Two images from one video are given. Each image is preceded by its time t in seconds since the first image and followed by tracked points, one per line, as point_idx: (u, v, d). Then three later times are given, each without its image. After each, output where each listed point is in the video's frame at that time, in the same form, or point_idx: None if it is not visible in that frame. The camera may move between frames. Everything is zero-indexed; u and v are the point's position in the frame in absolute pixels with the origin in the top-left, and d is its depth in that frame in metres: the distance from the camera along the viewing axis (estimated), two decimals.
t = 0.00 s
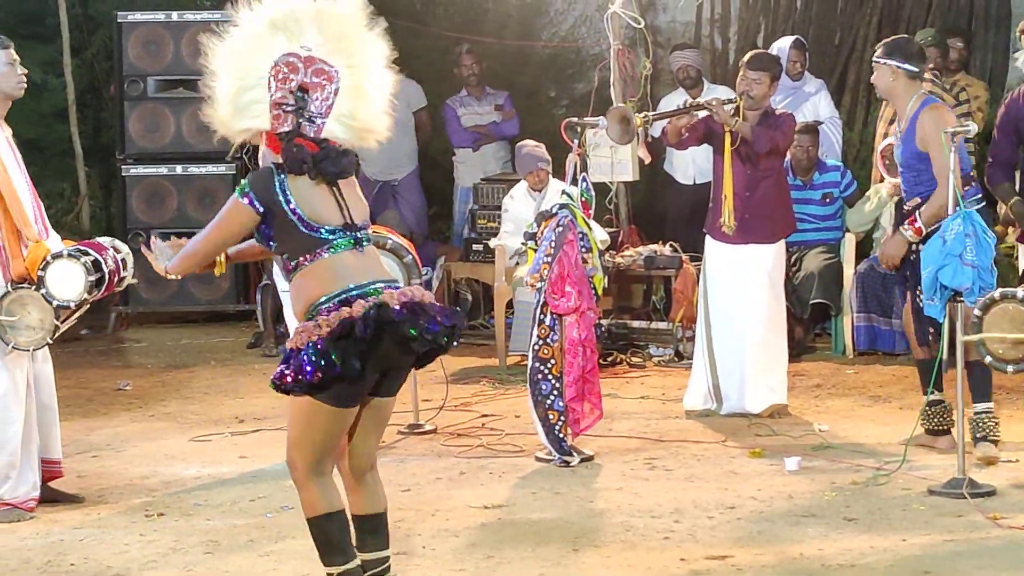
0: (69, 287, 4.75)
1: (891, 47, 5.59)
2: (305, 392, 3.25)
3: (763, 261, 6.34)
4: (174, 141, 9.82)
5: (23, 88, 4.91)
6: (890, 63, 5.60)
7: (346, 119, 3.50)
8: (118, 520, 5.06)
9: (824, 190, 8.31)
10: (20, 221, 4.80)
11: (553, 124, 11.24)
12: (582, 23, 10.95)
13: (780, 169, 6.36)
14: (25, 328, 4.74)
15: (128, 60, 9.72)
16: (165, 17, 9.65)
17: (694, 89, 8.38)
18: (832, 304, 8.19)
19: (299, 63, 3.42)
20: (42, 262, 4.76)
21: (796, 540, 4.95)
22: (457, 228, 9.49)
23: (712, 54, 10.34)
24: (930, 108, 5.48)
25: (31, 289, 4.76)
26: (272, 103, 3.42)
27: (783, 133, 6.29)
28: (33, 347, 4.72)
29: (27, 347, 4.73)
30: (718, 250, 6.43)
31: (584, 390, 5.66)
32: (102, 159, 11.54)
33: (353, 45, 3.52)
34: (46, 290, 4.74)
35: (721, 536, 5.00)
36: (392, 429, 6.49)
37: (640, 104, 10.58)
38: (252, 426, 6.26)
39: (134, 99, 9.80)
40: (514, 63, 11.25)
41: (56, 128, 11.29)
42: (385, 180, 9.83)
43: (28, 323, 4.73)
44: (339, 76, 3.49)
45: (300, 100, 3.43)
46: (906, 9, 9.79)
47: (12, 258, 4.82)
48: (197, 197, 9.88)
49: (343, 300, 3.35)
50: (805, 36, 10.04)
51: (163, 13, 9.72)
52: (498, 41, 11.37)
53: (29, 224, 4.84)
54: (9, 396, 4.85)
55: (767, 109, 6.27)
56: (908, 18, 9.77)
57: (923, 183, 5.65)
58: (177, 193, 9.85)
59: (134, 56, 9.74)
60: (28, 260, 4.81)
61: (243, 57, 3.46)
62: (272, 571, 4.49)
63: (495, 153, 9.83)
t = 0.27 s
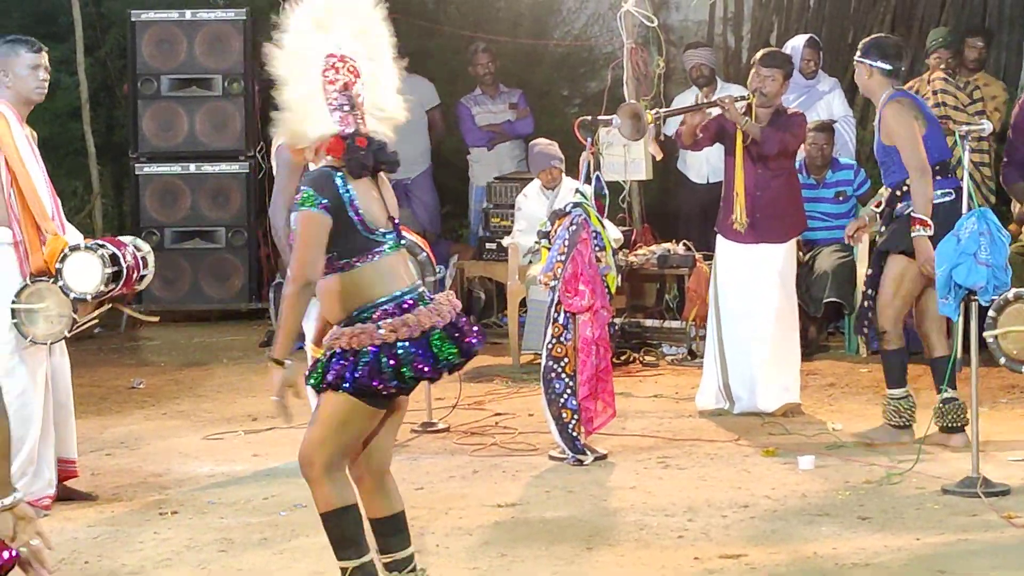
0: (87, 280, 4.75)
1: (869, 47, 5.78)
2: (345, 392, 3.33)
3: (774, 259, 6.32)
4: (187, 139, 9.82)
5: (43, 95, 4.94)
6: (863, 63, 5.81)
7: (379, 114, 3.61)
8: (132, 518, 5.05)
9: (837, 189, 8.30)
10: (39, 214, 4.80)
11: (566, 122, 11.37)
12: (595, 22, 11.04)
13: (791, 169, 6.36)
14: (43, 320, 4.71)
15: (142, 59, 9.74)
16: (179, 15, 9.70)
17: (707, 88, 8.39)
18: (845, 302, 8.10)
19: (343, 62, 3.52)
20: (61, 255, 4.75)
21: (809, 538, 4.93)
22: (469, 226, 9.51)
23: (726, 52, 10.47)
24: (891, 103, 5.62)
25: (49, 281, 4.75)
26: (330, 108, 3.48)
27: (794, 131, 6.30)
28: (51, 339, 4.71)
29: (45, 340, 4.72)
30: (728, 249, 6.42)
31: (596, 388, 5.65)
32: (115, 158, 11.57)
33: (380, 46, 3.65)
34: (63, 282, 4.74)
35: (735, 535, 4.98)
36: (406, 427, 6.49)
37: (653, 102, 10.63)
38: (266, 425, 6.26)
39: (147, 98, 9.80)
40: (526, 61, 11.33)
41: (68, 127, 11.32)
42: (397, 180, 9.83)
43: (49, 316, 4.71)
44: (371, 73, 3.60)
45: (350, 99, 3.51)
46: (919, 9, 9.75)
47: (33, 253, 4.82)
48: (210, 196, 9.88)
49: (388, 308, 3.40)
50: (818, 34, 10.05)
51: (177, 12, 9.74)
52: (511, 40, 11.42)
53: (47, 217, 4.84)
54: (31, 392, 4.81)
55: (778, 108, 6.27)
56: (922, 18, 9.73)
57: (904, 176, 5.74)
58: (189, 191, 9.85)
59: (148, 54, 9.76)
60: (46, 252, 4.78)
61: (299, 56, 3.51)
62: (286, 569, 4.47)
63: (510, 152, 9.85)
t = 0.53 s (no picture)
0: (97, 271, 4.74)
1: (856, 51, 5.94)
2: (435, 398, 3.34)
3: (792, 256, 6.32)
4: (204, 135, 9.81)
5: (65, 90, 4.89)
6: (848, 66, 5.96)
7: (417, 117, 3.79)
8: (148, 513, 5.03)
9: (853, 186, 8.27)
10: (55, 205, 4.81)
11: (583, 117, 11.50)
12: (611, 18, 11.11)
13: (806, 165, 6.35)
14: (56, 311, 4.73)
15: (159, 54, 9.74)
16: (195, 10, 9.70)
17: (724, 83, 8.40)
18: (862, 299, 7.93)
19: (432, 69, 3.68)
20: (75, 245, 4.77)
21: (827, 534, 4.91)
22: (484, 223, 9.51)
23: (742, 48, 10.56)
24: (868, 106, 5.78)
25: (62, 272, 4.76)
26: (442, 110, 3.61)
27: (807, 126, 6.29)
28: (64, 331, 4.74)
29: (59, 331, 4.74)
30: (745, 245, 6.41)
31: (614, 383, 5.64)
32: (132, 155, 11.61)
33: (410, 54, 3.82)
34: (76, 273, 4.74)
35: (753, 531, 4.95)
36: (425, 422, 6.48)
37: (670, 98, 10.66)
38: (283, 420, 6.25)
39: (164, 94, 9.80)
40: (542, 55, 11.51)
41: (85, 123, 11.34)
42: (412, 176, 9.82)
43: (61, 307, 4.73)
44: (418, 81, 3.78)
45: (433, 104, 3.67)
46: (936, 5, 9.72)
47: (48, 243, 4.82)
48: (227, 191, 9.87)
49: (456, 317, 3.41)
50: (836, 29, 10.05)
51: (194, 7, 9.75)
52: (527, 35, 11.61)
53: (65, 209, 4.84)
54: (48, 384, 4.82)
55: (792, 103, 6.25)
56: (939, 14, 9.70)
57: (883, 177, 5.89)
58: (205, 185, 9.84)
59: (164, 49, 9.76)
60: (62, 242, 4.81)
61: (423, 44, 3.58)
62: (303, 563, 4.44)
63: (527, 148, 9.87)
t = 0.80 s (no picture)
0: (104, 265, 4.79)
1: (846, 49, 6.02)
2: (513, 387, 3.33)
3: (802, 254, 6.32)
4: (214, 132, 9.80)
5: (78, 91, 4.87)
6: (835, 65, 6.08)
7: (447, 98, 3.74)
8: (160, 510, 5.02)
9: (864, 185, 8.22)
10: (64, 202, 4.82)
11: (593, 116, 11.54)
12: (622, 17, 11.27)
13: (817, 166, 6.33)
14: (64, 308, 4.78)
15: (170, 51, 9.75)
16: (207, 8, 9.70)
17: (735, 81, 8.40)
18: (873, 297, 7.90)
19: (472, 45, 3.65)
20: (82, 241, 4.80)
21: (838, 532, 4.90)
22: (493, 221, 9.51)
23: (753, 47, 10.50)
24: (850, 100, 5.94)
25: (71, 268, 4.81)
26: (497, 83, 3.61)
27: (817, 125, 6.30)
28: (72, 326, 4.78)
29: (67, 327, 4.79)
30: (755, 243, 6.42)
31: (624, 382, 5.64)
32: (142, 152, 11.63)
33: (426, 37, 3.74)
34: (83, 268, 4.79)
35: (765, 529, 4.94)
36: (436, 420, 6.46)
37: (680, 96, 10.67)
38: (294, 418, 6.24)
39: (176, 91, 9.81)
40: (552, 54, 11.54)
41: (95, 120, 11.35)
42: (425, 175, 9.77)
43: (68, 303, 4.79)
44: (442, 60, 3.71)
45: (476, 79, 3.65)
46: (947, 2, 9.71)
47: (59, 240, 4.84)
48: (237, 189, 9.86)
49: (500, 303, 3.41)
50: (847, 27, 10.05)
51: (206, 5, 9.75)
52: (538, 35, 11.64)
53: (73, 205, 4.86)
54: (60, 379, 4.83)
55: (801, 102, 6.27)
56: (949, 13, 9.70)
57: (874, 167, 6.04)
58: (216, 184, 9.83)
59: (176, 48, 9.78)
60: (70, 238, 4.83)
61: (468, 28, 3.52)
62: (315, 560, 4.42)
63: (536, 146, 9.91)
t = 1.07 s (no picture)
0: (99, 272, 4.75)
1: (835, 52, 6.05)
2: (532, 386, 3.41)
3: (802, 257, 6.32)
4: (216, 135, 9.80)
5: (74, 93, 4.88)
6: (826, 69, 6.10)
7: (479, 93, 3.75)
8: (161, 513, 5.02)
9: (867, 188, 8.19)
10: (61, 208, 4.80)
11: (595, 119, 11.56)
12: (626, 18, 11.24)
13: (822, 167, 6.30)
14: (65, 314, 4.75)
15: (172, 54, 9.74)
16: (209, 10, 9.69)
17: (738, 83, 8.41)
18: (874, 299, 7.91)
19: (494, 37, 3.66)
20: (79, 248, 4.78)
21: (839, 535, 4.90)
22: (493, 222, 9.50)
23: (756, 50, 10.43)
24: (841, 100, 6.00)
25: (66, 275, 4.78)
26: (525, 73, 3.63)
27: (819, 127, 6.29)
28: (72, 332, 4.75)
29: (67, 333, 4.76)
30: (756, 246, 6.43)
31: (625, 384, 5.65)
32: (144, 154, 11.64)
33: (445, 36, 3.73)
34: (80, 276, 4.75)
35: (766, 532, 4.93)
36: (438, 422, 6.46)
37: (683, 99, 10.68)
38: (295, 421, 6.25)
39: (177, 94, 9.80)
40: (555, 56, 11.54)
41: (97, 122, 11.36)
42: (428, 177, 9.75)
43: (68, 310, 4.75)
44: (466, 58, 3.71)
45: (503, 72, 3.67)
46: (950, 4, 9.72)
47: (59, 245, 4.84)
48: (240, 192, 9.87)
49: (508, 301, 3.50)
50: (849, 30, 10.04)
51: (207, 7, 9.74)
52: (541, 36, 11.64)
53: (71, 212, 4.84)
54: (63, 380, 4.84)
55: (801, 103, 6.27)
56: (952, 17, 9.71)
57: (868, 165, 6.06)
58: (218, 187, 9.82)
59: (177, 51, 9.76)
60: (67, 245, 4.81)
61: (492, 22, 3.53)
62: (315, 564, 4.42)
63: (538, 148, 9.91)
